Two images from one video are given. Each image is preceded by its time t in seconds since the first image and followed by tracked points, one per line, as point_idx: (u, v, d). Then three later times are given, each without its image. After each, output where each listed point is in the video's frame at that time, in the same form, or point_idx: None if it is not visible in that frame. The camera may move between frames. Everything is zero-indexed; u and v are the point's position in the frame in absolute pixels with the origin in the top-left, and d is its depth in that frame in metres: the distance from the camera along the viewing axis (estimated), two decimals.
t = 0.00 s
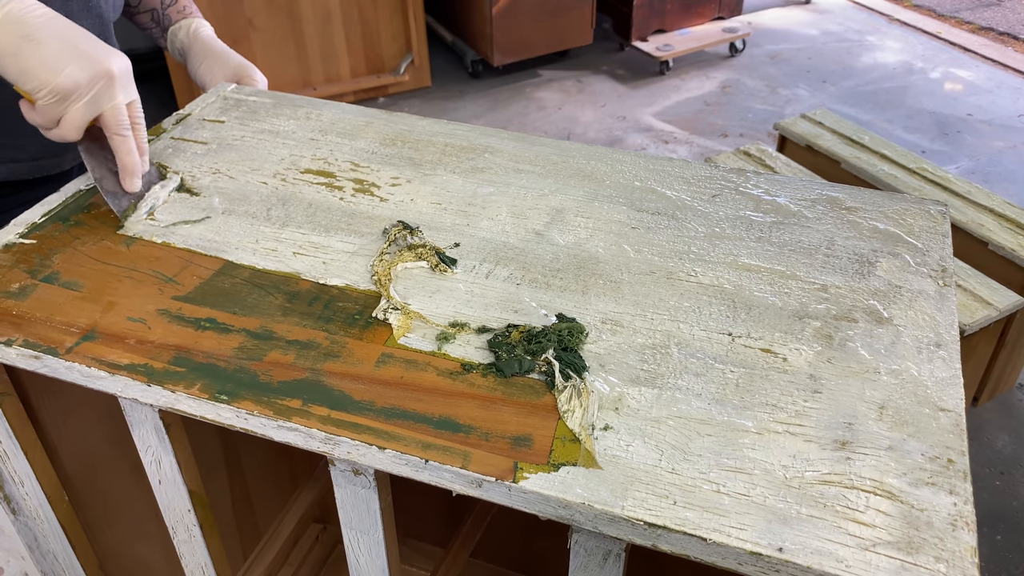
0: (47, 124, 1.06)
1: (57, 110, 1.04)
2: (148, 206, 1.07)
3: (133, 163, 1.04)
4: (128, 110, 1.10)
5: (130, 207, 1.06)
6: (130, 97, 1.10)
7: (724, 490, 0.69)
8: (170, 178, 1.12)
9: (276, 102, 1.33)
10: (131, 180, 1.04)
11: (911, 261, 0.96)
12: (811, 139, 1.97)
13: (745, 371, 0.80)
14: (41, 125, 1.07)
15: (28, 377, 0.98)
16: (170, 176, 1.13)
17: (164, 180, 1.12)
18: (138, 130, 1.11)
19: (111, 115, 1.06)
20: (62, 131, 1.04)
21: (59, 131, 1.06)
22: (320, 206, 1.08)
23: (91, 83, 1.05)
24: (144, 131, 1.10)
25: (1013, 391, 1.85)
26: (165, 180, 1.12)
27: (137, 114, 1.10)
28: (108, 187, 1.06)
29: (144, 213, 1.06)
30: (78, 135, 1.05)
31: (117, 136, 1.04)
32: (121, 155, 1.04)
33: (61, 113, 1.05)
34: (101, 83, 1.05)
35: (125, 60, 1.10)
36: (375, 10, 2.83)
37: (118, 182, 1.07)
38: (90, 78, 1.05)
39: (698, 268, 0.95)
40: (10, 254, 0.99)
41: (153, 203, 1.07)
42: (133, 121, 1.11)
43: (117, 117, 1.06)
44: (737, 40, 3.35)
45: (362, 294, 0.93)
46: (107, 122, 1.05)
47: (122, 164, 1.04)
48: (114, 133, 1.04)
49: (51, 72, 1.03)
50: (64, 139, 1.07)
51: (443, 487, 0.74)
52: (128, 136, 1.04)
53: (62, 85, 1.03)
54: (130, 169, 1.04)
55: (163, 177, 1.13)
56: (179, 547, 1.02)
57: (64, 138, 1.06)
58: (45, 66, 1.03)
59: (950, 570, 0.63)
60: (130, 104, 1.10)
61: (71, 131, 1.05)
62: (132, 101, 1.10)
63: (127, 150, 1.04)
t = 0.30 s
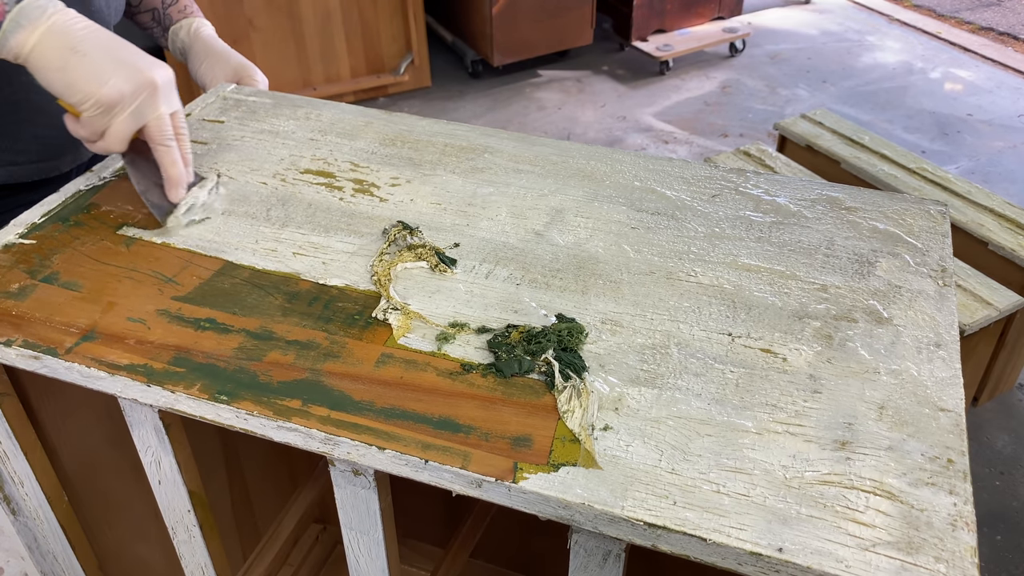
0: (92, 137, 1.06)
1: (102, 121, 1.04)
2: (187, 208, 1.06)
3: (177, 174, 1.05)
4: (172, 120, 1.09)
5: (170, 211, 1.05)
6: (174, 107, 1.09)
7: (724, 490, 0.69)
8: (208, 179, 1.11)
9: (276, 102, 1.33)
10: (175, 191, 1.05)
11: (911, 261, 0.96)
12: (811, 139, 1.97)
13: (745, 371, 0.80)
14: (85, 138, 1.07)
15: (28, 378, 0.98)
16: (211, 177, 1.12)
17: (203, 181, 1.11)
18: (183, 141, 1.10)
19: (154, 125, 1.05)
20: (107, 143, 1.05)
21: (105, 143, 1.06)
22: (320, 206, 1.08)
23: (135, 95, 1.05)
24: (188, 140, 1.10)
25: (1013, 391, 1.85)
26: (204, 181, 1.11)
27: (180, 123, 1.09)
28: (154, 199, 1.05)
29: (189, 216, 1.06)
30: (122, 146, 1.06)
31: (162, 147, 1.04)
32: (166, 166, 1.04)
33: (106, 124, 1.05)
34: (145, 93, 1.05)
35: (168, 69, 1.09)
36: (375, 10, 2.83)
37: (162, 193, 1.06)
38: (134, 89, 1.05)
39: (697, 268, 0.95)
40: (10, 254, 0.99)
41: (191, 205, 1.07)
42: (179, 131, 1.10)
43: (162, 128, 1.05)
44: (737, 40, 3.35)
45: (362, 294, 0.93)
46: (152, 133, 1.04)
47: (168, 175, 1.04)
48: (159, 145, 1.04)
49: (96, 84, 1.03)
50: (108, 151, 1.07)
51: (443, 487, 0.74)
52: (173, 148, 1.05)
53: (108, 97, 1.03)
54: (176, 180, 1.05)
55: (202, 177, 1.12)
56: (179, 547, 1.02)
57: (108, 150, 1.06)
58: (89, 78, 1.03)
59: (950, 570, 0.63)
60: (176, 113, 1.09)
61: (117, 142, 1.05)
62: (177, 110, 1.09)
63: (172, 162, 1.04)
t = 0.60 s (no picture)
0: (140, 142, 1.04)
1: (150, 128, 1.01)
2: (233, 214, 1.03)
3: (224, 182, 1.03)
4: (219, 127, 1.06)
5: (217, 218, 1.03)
6: (221, 113, 1.06)
7: (725, 490, 0.69)
8: (248, 183, 1.07)
9: (276, 102, 1.33)
10: (220, 199, 1.02)
11: (911, 261, 0.96)
12: (811, 139, 1.97)
13: (745, 371, 0.80)
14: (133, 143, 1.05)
15: (28, 377, 0.98)
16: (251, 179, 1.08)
17: (242, 186, 1.07)
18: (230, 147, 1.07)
19: (203, 131, 1.02)
20: (154, 149, 1.02)
21: (152, 149, 1.04)
22: (320, 206, 1.08)
23: (183, 102, 1.01)
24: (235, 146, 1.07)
25: (1013, 391, 1.85)
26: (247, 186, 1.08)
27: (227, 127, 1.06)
28: (199, 207, 1.03)
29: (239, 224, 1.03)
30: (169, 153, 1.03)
31: (210, 154, 1.02)
32: (213, 173, 1.02)
33: (155, 130, 1.02)
34: (193, 99, 1.01)
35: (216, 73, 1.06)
36: (375, 10, 2.83)
37: (207, 201, 1.04)
38: (182, 96, 1.01)
39: (698, 268, 0.95)
40: (10, 254, 0.99)
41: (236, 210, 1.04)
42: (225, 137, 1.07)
43: (208, 134, 1.03)
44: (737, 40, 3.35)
45: (362, 294, 0.93)
46: (199, 139, 1.02)
47: (215, 183, 1.02)
48: (206, 152, 1.02)
49: (144, 90, 0.99)
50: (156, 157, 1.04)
51: (444, 487, 0.74)
52: (219, 155, 1.03)
53: (156, 105, 0.99)
54: (222, 188, 1.02)
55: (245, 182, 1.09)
56: (179, 547, 1.02)
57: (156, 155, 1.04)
58: (139, 84, 0.99)
59: (950, 570, 0.63)
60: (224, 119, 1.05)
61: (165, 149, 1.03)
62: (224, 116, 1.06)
63: (218, 169, 1.03)
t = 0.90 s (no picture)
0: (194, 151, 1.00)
1: (207, 137, 0.97)
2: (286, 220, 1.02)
3: (279, 192, 1.01)
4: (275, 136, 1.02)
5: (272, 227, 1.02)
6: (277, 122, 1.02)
7: (725, 490, 0.69)
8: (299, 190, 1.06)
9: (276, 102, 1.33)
10: (275, 209, 1.01)
11: (911, 261, 0.96)
12: (811, 139, 1.97)
13: (745, 371, 0.80)
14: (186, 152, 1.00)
15: (28, 377, 0.98)
16: (300, 187, 1.07)
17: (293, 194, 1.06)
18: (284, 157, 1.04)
19: (260, 142, 1.00)
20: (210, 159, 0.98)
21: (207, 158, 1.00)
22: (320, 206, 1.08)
23: (241, 111, 0.97)
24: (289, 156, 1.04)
25: (1013, 391, 1.85)
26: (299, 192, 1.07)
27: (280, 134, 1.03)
28: (253, 217, 1.02)
29: (297, 229, 1.03)
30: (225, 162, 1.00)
31: (266, 164, 1.01)
32: (268, 183, 1.01)
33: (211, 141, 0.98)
34: (251, 108, 0.98)
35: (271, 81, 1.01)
36: (375, 10, 2.83)
37: (263, 211, 1.03)
38: (241, 105, 0.97)
39: (698, 268, 0.95)
40: (10, 254, 0.99)
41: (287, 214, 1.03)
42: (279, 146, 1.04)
43: (265, 143, 1.00)
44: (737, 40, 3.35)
45: (363, 294, 0.93)
46: (256, 149, 1.00)
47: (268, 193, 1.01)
48: (262, 161, 1.00)
49: (203, 98, 0.94)
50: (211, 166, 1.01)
51: (444, 487, 0.74)
52: (276, 165, 1.01)
53: (216, 114, 0.95)
54: (278, 198, 1.01)
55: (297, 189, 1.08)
56: (179, 547, 1.02)
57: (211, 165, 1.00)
58: (199, 93, 0.94)
59: (951, 570, 0.63)
60: (278, 126, 1.02)
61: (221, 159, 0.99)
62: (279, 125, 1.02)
63: (273, 179, 1.01)
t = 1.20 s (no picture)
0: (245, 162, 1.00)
1: (258, 147, 0.98)
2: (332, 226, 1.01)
3: (328, 202, 1.01)
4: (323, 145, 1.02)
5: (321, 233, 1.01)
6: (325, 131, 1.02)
7: (726, 490, 0.69)
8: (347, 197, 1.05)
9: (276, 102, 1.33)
10: (323, 220, 1.01)
11: (912, 261, 0.96)
12: (811, 140, 1.97)
13: (746, 371, 0.80)
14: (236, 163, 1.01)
15: (28, 377, 0.98)
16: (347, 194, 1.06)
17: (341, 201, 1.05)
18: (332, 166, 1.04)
19: (309, 151, 1.00)
20: (260, 170, 0.99)
21: (257, 169, 1.00)
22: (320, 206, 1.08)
23: (292, 121, 0.97)
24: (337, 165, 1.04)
25: (1013, 391, 1.85)
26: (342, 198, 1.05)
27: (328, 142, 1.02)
28: (302, 227, 1.01)
29: (344, 235, 1.02)
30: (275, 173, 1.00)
31: (315, 173, 1.00)
32: (316, 193, 1.00)
33: (260, 150, 0.98)
34: (301, 117, 0.98)
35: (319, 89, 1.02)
36: (375, 10, 2.83)
37: (311, 221, 1.02)
38: (291, 114, 0.97)
39: (698, 268, 0.95)
40: (10, 254, 0.99)
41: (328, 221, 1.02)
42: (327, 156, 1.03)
43: (314, 152, 1.00)
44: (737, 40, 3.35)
45: (363, 294, 0.93)
46: (305, 159, 0.99)
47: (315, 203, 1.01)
48: (311, 171, 1.00)
49: (255, 108, 0.95)
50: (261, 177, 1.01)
51: (444, 487, 0.74)
52: (325, 175, 1.00)
53: (267, 125, 0.96)
54: (325, 208, 1.01)
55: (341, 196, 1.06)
56: (179, 547, 1.02)
57: (261, 176, 1.00)
58: (249, 102, 0.95)
59: (951, 570, 0.62)
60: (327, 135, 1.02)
61: (271, 169, 0.99)
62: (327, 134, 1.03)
63: (321, 189, 1.00)
